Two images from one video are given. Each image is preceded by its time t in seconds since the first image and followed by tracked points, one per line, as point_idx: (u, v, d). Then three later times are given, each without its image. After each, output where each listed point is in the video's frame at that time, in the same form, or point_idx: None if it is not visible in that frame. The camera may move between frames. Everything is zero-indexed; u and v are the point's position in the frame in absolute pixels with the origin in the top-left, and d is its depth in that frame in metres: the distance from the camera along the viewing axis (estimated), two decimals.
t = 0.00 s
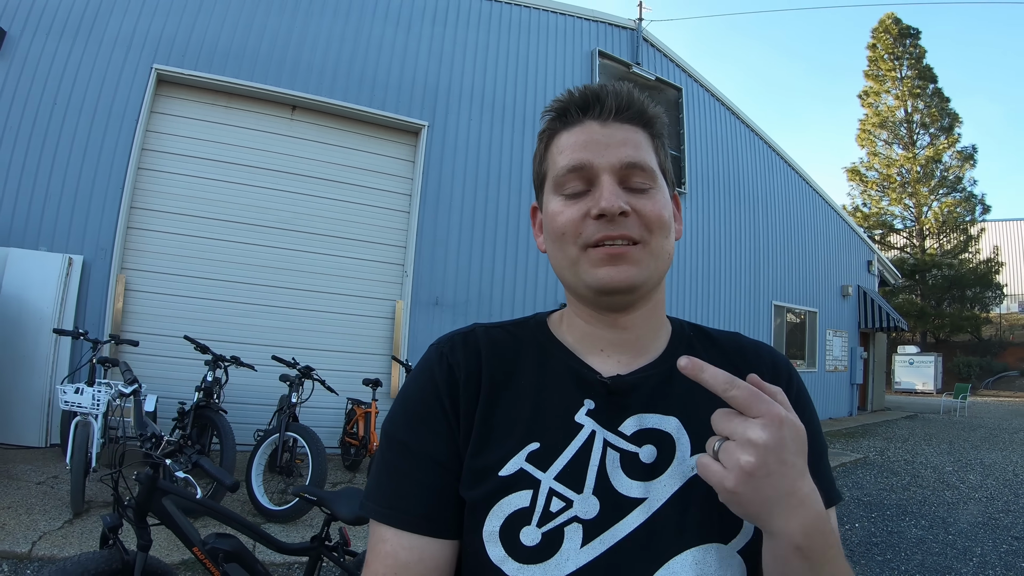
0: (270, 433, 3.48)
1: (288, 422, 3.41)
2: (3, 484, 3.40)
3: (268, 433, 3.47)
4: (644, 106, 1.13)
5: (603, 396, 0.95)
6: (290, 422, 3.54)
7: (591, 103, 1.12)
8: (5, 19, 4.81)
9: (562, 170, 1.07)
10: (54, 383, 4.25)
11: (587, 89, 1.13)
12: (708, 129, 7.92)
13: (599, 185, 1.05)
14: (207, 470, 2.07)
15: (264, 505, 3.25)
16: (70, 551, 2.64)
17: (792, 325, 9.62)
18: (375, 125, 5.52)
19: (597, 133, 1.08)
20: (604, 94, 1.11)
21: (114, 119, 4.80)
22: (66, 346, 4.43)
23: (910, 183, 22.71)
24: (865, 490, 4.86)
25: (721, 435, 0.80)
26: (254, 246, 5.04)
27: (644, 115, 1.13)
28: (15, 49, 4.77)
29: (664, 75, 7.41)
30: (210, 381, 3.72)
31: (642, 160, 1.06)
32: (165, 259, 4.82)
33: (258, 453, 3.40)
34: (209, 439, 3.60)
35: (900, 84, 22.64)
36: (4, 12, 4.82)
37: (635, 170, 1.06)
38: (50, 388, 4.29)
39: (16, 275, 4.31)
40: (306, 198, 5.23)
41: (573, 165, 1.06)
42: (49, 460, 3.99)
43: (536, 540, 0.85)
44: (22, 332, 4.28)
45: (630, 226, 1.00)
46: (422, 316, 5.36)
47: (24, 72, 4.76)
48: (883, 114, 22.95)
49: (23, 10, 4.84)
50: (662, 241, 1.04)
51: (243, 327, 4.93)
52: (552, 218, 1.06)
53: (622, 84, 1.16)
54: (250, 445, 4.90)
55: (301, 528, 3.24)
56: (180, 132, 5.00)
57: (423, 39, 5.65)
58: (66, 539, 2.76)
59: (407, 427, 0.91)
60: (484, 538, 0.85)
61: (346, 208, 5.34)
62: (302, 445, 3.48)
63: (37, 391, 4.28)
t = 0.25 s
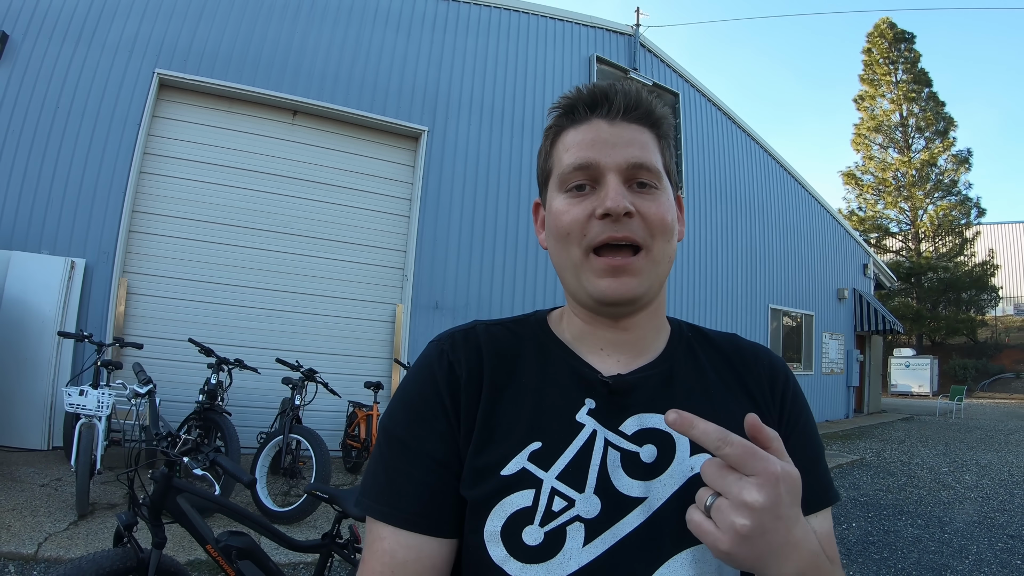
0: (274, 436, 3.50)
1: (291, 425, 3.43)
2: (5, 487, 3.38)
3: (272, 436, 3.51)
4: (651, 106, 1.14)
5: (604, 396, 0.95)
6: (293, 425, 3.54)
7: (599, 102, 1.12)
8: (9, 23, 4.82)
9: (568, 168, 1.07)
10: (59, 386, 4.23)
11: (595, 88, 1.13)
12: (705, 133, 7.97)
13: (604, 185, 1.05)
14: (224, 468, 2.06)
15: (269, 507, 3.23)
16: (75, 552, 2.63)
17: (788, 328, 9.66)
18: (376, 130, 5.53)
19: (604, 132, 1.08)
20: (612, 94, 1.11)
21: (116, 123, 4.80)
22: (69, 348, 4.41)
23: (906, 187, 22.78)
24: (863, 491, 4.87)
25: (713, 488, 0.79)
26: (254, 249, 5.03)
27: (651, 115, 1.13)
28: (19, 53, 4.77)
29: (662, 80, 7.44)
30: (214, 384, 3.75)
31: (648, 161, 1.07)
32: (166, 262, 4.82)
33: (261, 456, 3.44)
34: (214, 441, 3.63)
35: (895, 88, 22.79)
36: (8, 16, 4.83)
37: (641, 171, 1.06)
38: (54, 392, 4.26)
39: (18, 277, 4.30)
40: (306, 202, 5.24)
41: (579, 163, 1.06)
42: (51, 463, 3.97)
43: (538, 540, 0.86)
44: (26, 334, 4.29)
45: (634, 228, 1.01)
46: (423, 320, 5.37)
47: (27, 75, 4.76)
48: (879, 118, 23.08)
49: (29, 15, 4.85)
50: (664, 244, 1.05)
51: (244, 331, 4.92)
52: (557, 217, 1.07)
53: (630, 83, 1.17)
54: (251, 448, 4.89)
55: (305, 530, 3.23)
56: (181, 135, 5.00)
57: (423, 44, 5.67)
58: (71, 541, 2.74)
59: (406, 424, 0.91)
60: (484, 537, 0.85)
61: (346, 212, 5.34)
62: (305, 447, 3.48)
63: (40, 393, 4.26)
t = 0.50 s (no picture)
0: (276, 439, 3.50)
1: (292, 428, 3.43)
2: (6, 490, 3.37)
3: (274, 438, 3.51)
4: (648, 109, 1.15)
5: (604, 398, 0.95)
6: (294, 427, 3.54)
7: (596, 105, 1.13)
8: (11, 27, 4.82)
9: (566, 170, 1.08)
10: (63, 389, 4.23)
11: (592, 91, 1.14)
12: (703, 137, 8.00)
13: (601, 187, 1.06)
14: (232, 469, 2.05)
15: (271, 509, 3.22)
16: (78, 554, 2.61)
17: (786, 331, 9.67)
18: (376, 134, 5.54)
19: (602, 135, 1.09)
20: (609, 96, 1.12)
21: (117, 126, 4.80)
22: (70, 351, 4.40)
23: (902, 190, 22.88)
24: (861, 492, 4.87)
25: (727, 488, 0.79)
26: (253, 252, 5.03)
27: (648, 118, 1.14)
28: (20, 57, 4.77)
29: (660, 85, 7.46)
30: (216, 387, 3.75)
31: (645, 162, 1.07)
32: (166, 265, 4.81)
33: (262, 459, 3.47)
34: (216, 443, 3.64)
35: (892, 92, 22.89)
36: (10, 20, 4.83)
37: (638, 173, 1.07)
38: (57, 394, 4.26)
39: (19, 280, 4.30)
40: (307, 206, 5.24)
41: (577, 166, 1.07)
42: (52, 465, 3.95)
43: (540, 542, 0.86)
44: (27, 337, 4.28)
45: (631, 230, 1.02)
46: (422, 323, 5.37)
47: (28, 79, 4.76)
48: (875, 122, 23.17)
49: (30, 19, 4.85)
50: (661, 245, 1.06)
51: (244, 334, 4.92)
52: (554, 219, 1.07)
53: (626, 86, 1.17)
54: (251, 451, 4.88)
55: (307, 532, 3.21)
56: (182, 138, 5.00)
57: (423, 48, 5.69)
58: (74, 543, 2.73)
59: (406, 426, 0.91)
60: (486, 540, 0.86)
61: (346, 216, 5.34)
62: (306, 450, 3.48)
63: (42, 396, 4.26)
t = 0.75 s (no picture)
0: (276, 440, 3.50)
1: (293, 429, 3.42)
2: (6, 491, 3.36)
3: (274, 440, 3.51)
4: (644, 109, 1.15)
5: (600, 401, 0.95)
6: (294, 429, 3.54)
7: (592, 105, 1.13)
8: (12, 28, 4.83)
9: (561, 170, 1.08)
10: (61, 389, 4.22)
11: (588, 91, 1.14)
12: (703, 139, 8.01)
13: (597, 187, 1.06)
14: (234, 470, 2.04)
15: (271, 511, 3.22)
16: (78, 555, 2.61)
17: (785, 332, 9.68)
18: (375, 136, 5.54)
19: (597, 135, 1.09)
20: (604, 96, 1.12)
21: (117, 128, 4.80)
22: (70, 352, 4.39)
23: (901, 192, 22.92)
24: (859, 494, 4.87)
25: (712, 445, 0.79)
26: (253, 254, 5.03)
27: (644, 118, 1.14)
28: (21, 59, 4.77)
29: (659, 87, 7.48)
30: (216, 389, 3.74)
31: (640, 162, 1.07)
32: (166, 266, 4.81)
33: (261, 460, 3.46)
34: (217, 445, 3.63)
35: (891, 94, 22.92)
36: (11, 21, 4.84)
37: (633, 173, 1.07)
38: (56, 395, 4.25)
39: (20, 282, 4.30)
40: (307, 208, 5.24)
41: (572, 166, 1.07)
42: (52, 466, 3.95)
43: (536, 547, 0.86)
44: (27, 338, 4.28)
45: (627, 230, 1.02)
46: (422, 324, 5.37)
47: (29, 80, 4.76)
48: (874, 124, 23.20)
49: (31, 20, 4.85)
50: (657, 245, 1.05)
51: (244, 335, 4.92)
52: (550, 219, 1.08)
53: (622, 86, 1.18)
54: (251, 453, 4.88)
55: (307, 533, 3.20)
56: (182, 140, 5.00)
57: (424, 50, 5.70)
58: (74, 544, 2.72)
59: (401, 430, 0.90)
60: (483, 545, 0.86)
61: (345, 218, 5.34)
62: (306, 451, 3.48)
63: (42, 397, 4.25)
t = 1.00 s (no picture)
0: (277, 440, 3.50)
1: (294, 430, 3.42)
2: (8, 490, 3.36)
3: (275, 440, 3.52)
4: (634, 111, 1.15)
5: (594, 405, 0.95)
6: (296, 430, 3.54)
7: (581, 108, 1.14)
8: (15, 29, 4.84)
9: (552, 174, 1.08)
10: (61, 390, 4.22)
11: (577, 94, 1.15)
12: (704, 139, 8.01)
13: (587, 191, 1.06)
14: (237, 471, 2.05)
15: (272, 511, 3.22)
16: (80, 555, 2.61)
17: (786, 333, 9.67)
18: (376, 137, 5.55)
19: (587, 138, 1.09)
20: (594, 99, 1.12)
21: (120, 129, 4.82)
22: (72, 352, 4.40)
23: (903, 193, 22.89)
24: (860, 495, 4.87)
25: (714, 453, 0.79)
26: (254, 255, 5.03)
27: (634, 120, 1.14)
28: (24, 60, 4.79)
29: (660, 88, 7.48)
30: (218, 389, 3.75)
31: (630, 165, 1.07)
32: (168, 267, 4.82)
33: (263, 460, 3.48)
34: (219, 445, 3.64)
35: (893, 94, 22.90)
36: (14, 22, 4.85)
37: (624, 176, 1.07)
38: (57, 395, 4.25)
39: (22, 282, 4.31)
40: (308, 209, 5.25)
41: (563, 170, 1.07)
42: (54, 467, 3.96)
43: (530, 552, 0.86)
44: (30, 338, 4.29)
45: (618, 233, 1.02)
46: (424, 326, 5.37)
47: (31, 82, 4.77)
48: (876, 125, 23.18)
49: (34, 22, 4.87)
50: (649, 248, 1.06)
51: (245, 336, 4.92)
52: (541, 223, 1.08)
53: (611, 89, 1.18)
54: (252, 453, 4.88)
55: (308, 533, 3.21)
56: (183, 141, 5.01)
57: (425, 51, 5.70)
58: (76, 544, 2.73)
59: (395, 436, 0.90)
60: (477, 550, 0.86)
61: (346, 219, 5.35)
62: (307, 452, 3.48)
63: (43, 397, 4.26)
